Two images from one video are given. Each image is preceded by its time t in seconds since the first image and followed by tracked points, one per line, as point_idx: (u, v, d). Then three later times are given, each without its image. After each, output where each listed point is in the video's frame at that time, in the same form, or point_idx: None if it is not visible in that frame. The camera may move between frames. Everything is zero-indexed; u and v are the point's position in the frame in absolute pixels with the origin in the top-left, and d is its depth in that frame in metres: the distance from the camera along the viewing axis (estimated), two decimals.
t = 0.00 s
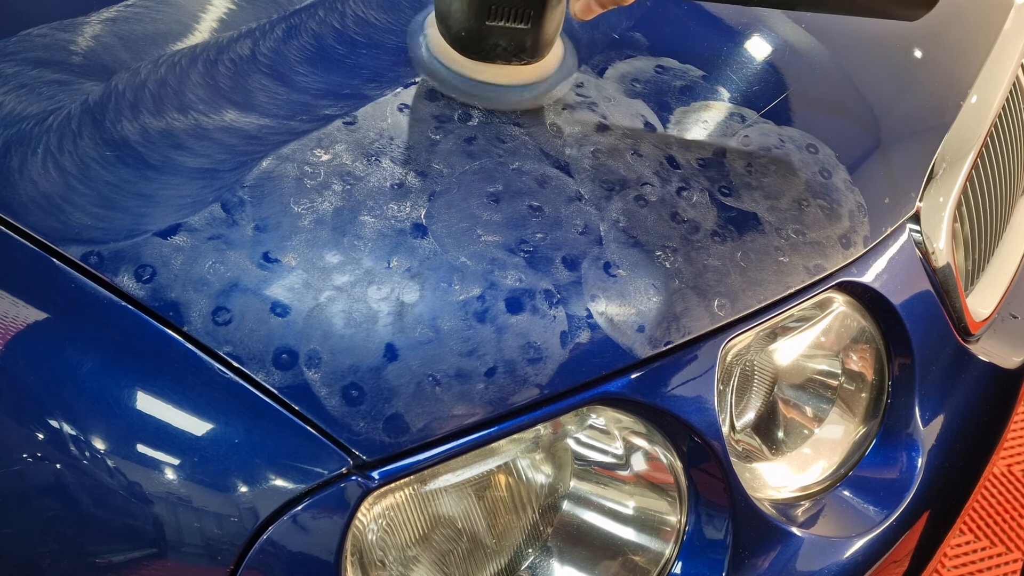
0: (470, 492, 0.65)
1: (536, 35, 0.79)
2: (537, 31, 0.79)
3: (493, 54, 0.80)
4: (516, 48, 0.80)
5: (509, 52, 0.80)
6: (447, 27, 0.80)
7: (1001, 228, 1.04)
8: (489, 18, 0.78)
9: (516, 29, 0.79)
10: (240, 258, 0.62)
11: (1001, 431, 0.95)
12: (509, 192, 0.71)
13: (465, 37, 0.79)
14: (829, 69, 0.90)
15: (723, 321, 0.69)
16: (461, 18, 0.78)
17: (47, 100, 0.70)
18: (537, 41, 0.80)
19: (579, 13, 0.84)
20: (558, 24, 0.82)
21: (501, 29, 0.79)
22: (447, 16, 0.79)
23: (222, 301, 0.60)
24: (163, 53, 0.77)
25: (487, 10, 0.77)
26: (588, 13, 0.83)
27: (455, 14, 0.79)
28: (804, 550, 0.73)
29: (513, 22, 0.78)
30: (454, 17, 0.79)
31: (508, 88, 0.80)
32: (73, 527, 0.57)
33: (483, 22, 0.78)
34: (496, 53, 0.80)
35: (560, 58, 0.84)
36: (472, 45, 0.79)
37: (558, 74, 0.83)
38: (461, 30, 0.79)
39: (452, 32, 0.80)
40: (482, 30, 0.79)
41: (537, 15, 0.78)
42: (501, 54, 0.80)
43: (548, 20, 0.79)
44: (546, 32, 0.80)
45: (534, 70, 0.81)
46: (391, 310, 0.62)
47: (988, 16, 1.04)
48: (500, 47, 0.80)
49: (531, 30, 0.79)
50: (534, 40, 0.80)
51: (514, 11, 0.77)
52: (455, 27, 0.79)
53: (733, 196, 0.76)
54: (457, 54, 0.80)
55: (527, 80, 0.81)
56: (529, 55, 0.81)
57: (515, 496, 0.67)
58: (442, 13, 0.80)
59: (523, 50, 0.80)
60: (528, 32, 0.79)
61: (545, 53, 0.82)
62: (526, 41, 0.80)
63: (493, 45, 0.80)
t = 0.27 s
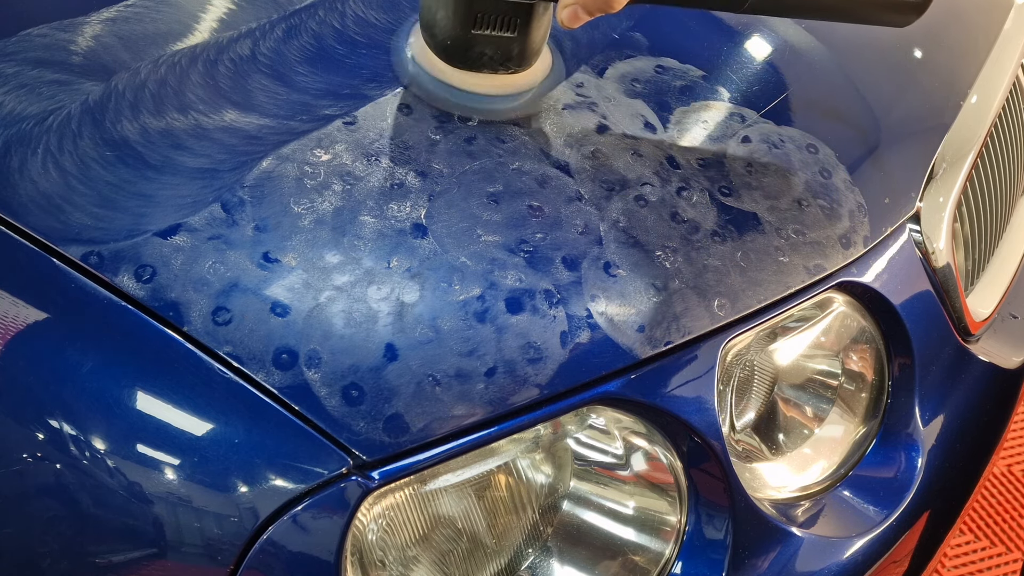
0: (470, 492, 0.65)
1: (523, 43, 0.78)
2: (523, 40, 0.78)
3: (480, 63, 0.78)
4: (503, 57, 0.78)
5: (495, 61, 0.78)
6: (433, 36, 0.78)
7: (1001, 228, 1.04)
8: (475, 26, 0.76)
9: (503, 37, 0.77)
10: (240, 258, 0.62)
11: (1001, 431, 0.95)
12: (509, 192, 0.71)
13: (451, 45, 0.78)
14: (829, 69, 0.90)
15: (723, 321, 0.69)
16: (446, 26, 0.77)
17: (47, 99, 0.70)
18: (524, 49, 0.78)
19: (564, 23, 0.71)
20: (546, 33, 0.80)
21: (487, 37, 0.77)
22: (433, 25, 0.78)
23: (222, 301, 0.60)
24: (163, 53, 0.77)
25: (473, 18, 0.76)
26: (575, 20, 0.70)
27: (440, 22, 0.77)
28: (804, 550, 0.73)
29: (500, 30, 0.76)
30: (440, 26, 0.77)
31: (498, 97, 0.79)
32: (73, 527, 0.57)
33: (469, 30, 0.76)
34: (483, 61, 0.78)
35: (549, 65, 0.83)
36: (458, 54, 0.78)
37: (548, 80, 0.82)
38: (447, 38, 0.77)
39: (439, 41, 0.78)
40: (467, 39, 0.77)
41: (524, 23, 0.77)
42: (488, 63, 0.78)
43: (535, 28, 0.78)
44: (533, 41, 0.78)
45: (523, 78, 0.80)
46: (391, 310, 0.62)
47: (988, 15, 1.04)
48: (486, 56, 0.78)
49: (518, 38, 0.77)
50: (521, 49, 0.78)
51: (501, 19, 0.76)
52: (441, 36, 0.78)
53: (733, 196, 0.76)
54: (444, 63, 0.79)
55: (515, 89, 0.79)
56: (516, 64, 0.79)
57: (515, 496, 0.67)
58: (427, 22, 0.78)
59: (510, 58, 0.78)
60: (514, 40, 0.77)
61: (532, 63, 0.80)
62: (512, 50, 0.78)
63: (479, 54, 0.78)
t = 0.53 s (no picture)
0: (470, 492, 0.65)
1: (517, 51, 0.77)
2: (517, 48, 0.77)
3: (474, 71, 0.78)
4: (497, 65, 0.78)
5: (489, 69, 0.78)
6: (425, 45, 0.78)
7: (1001, 228, 1.04)
8: (468, 35, 0.76)
9: (497, 46, 0.77)
10: (240, 258, 0.62)
11: (1001, 431, 0.95)
12: (509, 192, 0.71)
13: (444, 54, 0.77)
14: (829, 69, 0.90)
15: (723, 321, 0.69)
16: (439, 35, 0.76)
17: (47, 100, 0.70)
18: (518, 57, 0.78)
19: (559, 31, 0.70)
20: (540, 40, 0.80)
21: (480, 45, 0.76)
22: (425, 33, 0.77)
23: (222, 301, 0.60)
24: (163, 53, 0.77)
25: (466, 26, 0.75)
26: (570, 28, 0.69)
27: (433, 31, 0.76)
28: (804, 550, 0.73)
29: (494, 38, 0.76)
30: (433, 34, 0.77)
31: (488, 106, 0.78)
32: (73, 527, 0.57)
33: (462, 39, 0.76)
34: (476, 70, 0.78)
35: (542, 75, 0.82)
36: (450, 63, 0.77)
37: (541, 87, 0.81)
38: (439, 47, 0.77)
39: (431, 50, 0.77)
40: (460, 48, 0.76)
41: (517, 31, 0.76)
42: (481, 72, 0.78)
43: (528, 36, 0.77)
44: (526, 49, 0.78)
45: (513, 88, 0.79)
46: (391, 310, 0.62)
47: (989, 15, 1.04)
48: (480, 64, 0.77)
49: (512, 46, 0.77)
50: (515, 57, 0.78)
51: (494, 27, 0.75)
52: (433, 44, 0.77)
53: (733, 196, 0.76)
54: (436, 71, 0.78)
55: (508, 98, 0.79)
56: (510, 73, 0.79)
57: (515, 496, 0.67)
58: (420, 31, 0.78)
59: (504, 67, 0.78)
60: (508, 48, 0.77)
61: (525, 70, 0.80)
62: (506, 58, 0.77)
63: (473, 62, 0.77)
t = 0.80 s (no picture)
0: (470, 492, 0.65)
1: (511, 59, 0.76)
2: (511, 55, 0.75)
3: (467, 79, 0.76)
4: (491, 73, 0.76)
5: (483, 77, 0.77)
6: (418, 52, 0.76)
7: (1001, 228, 1.04)
8: (461, 43, 0.74)
9: (490, 53, 0.75)
10: (240, 258, 0.62)
11: (1001, 430, 0.95)
12: (509, 192, 0.71)
13: (437, 62, 0.76)
14: (829, 70, 0.90)
15: (723, 321, 0.69)
16: (432, 43, 0.75)
17: (47, 99, 0.70)
18: (512, 64, 0.76)
19: (553, 36, 0.72)
20: (535, 47, 0.78)
21: (473, 53, 0.75)
22: (418, 41, 0.76)
23: (222, 301, 0.60)
24: (163, 53, 0.77)
25: (458, 34, 0.73)
26: (564, 34, 0.71)
27: (425, 39, 0.75)
28: (804, 550, 0.73)
29: (487, 46, 0.74)
30: (426, 42, 0.75)
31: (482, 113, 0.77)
32: (73, 527, 0.57)
33: (455, 46, 0.74)
34: (470, 78, 0.76)
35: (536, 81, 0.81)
36: (443, 71, 0.76)
37: (539, 91, 0.81)
38: (433, 55, 0.75)
39: (423, 58, 0.76)
40: (453, 56, 0.75)
41: (511, 38, 0.74)
42: (475, 79, 0.77)
43: (523, 43, 0.75)
44: (521, 56, 0.76)
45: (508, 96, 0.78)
46: (391, 310, 0.62)
47: (988, 15, 1.04)
48: (474, 72, 0.76)
49: (505, 53, 0.75)
50: (508, 64, 0.76)
51: (487, 35, 0.73)
52: (426, 53, 0.76)
53: (733, 196, 0.76)
54: (428, 79, 0.77)
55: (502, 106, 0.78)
56: (504, 80, 0.77)
57: (515, 496, 0.67)
58: (414, 38, 0.77)
59: (497, 74, 0.77)
60: (502, 56, 0.75)
61: (521, 77, 0.78)
62: (500, 65, 0.76)
63: (466, 70, 0.76)
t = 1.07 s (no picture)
0: (470, 492, 0.65)
1: (498, 67, 0.74)
2: (498, 63, 0.73)
3: (452, 88, 0.75)
4: (477, 81, 0.75)
5: (469, 85, 0.75)
6: (403, 61, 0.74)
7: (1001, 228, 1.04)
8: (446, 51, 0.72)
9: (476, 62, 0.73)
10: (240, 258, 0.62)
11: (1001, 430, 0.95)
12: (509, 192, 0.71)
13: (422, 71, 0.73)
14: (829, 70, 0.90)
15: (723, 321, 0.69)
16: (416, 52, 0.73)
17: (47, 100, 0.70)
18: (499, 72, 0.74)
19: (541, 46, 0.68)
20: (522, 53, 0.76)
21: (459, 62, 0.73)
22: (402, 50, 0.74)
23: (222, 301, 0.60)
24: (163, 53, 0.77)
25: (443, 43, 0.71)
26: (551, 42, 0.67)
27: (410, 47, 0.73)
28: (804, 550, 0.73)
29: (473, 55, 0.72)
30: (410, 50, 0.73)
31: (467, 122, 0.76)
32: (73, 527, 0.57)
33: (440, 55, 0.72)
34: (456, 86, 0.74)
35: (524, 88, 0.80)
36: (429, 80, 0.74)
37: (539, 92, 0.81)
38: (417, 63, 0.73)
39: (408, 66, 0.74)
40: (439, 64, 0.73)
41: (497, 47, 0.72)
42: (461, 87, 0.75)
43: (509, 51, 0.73)
44: (508, 64, 0.74)
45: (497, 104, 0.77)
46: (391, 310, 0.62)
47: (989, 15, 1.04)
48: (460, 80, 0.74)
49: (492, 61, 0.73)
50: (495, 72, 0.74)
51: (472, 43, 0.71)
52: (410, 61, 0.73)
53: (733, 197, 0.76)
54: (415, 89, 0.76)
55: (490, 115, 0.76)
56: (490, 88, 0.75)
57: (515, 496, 0.67)
58: (398, 46, 0.74)
59: (484, 82, 0.75)
60: (488, 64, 0.73)
61: (507, 84, 0.77)
62: (486, 73, 0.74)
63: (452, 78, 0.74)
